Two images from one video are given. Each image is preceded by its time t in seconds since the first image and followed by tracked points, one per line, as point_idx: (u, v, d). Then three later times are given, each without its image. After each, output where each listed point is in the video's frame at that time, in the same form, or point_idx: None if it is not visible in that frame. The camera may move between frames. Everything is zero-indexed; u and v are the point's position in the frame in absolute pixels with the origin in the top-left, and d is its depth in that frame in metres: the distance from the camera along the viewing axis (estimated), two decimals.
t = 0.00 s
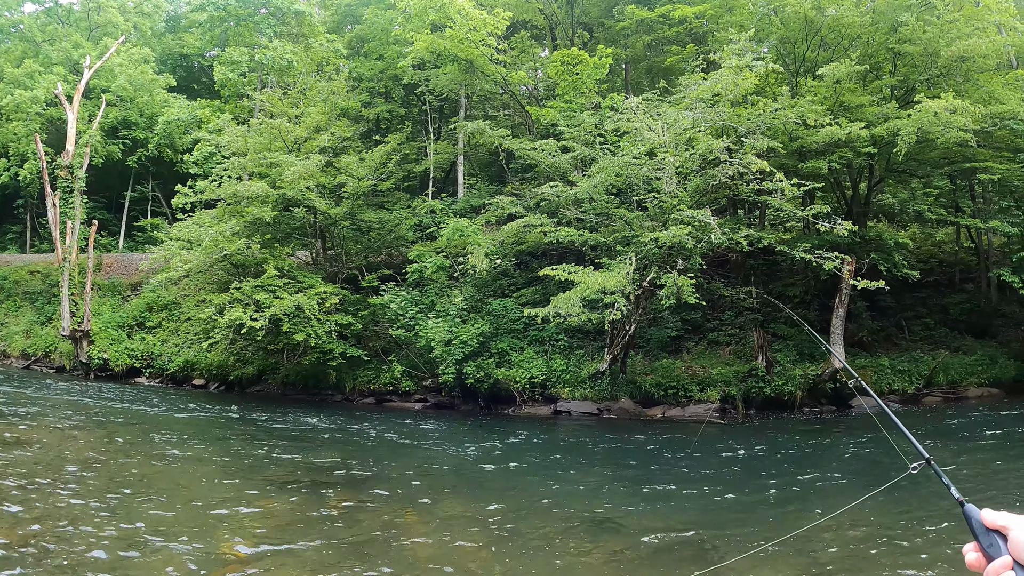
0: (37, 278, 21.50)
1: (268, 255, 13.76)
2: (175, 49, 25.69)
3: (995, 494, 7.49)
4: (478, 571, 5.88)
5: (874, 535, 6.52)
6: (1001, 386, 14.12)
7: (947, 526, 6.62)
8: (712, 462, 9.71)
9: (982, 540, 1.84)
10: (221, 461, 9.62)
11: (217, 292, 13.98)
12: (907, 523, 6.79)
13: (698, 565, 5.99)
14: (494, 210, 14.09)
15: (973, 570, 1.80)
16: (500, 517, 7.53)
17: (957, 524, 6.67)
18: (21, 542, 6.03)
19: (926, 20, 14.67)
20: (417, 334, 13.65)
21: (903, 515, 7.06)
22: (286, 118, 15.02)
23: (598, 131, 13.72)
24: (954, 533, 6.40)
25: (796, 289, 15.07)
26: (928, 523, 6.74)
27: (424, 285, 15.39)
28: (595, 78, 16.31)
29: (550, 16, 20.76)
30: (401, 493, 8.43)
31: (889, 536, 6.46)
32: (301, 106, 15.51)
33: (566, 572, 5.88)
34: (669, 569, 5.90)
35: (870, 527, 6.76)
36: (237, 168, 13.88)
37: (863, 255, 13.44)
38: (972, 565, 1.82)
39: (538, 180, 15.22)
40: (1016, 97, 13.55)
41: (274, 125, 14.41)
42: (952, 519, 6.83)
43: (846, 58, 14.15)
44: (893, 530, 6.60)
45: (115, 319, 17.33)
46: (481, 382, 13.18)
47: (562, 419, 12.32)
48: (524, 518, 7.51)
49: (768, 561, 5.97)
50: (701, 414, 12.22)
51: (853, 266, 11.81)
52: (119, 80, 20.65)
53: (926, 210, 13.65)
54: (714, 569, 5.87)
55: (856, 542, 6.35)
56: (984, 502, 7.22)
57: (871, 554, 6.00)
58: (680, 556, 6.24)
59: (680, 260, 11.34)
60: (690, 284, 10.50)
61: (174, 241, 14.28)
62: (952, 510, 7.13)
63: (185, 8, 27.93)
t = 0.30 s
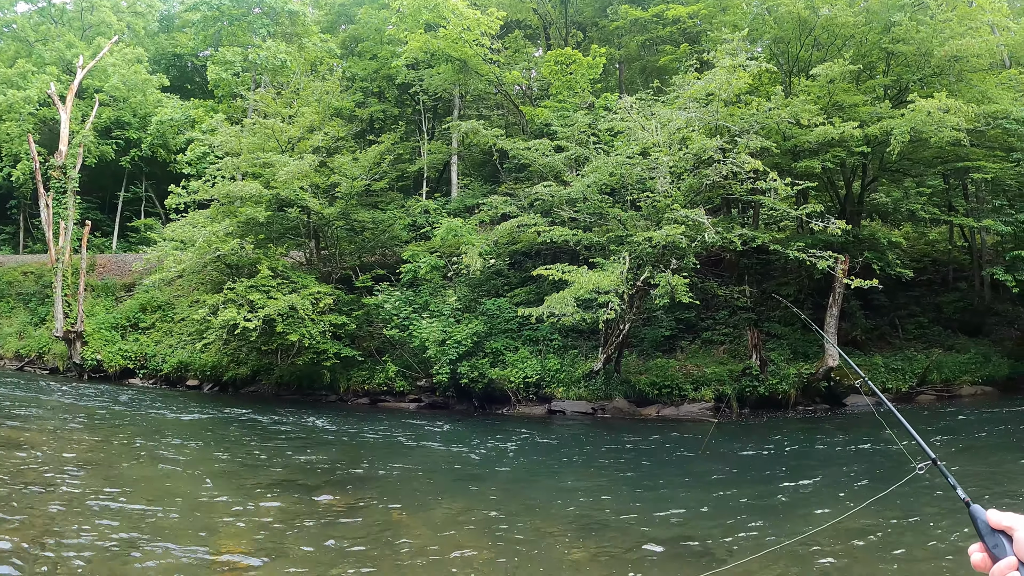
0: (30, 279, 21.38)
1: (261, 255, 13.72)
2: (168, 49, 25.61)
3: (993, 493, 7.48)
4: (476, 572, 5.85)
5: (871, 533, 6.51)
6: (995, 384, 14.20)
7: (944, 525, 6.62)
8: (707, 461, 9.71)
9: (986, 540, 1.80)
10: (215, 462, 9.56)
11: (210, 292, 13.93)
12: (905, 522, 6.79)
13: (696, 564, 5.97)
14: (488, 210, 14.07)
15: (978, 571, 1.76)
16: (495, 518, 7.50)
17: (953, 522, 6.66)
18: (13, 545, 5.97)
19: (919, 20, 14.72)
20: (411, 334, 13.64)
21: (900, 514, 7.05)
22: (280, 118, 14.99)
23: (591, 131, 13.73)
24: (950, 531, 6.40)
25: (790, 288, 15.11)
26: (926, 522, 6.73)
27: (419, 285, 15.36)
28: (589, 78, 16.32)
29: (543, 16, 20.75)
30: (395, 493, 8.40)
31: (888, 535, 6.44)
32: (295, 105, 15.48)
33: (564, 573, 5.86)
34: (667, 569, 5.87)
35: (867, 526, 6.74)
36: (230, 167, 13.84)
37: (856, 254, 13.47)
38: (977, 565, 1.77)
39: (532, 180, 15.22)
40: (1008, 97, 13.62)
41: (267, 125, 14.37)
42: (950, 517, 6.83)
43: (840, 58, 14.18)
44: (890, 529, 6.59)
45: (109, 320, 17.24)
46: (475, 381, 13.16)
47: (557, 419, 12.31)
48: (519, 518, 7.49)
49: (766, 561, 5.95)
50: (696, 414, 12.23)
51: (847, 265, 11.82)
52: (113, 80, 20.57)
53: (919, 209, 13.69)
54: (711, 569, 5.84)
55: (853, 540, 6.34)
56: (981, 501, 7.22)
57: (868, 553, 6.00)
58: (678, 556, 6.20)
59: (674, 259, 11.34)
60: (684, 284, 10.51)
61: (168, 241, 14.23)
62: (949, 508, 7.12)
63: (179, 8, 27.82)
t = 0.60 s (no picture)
0: (16, 281, 21.13)
1: (249, 256, 13.64)
2: (155, 49, 25.41)
3: (980, 490, 7.53)
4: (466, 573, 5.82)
5: (859, 531, 6.53)
6: (982, 381, 14.34)
7: (932, 521, 6.65)
8: (696, 460, 9.71)
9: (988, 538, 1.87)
10: (202, 464, 9.48)
11: (197, 294, 13.82)
12: (893, 519, 6.81)
13: (686, 563, 5.96)
14: (476, 210, 14.02)
15: (979, 568, 1.82)
16: (483, 518, 7.48)
17: (941, 519, 6.70)
18: None
19: (905, 21, 14.80)
20: (400, 334, 13.59)
21: (889, 511, 7.07)
22: (267, 118, 14.91)
23: (579, 131, 13.73)
24: (939, 528, 6.44)
25: (778, 287, 15.17)
26: (914, 519, 6.76)
27: (407, 285, 15.30)
28: (577, 78, 16.33)
29: (532, 16, 20.74)
30: (383, 495, 8.35)
31: (877, 532, 6.46)
32: (283, 105, 15.41)
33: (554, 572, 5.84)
34: (657, 568, 5.87)
35: (856, 523, 6.76)
36: (218, 168, 13.75)
37: (844, 253, 13.53)
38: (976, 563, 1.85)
39: (520, 179, 15.21)
40: (994, 97, 13.73)
41: (255, 125, 14.28)
42: (937, 514, 6.87)
43: (827, 58, 14.24)
44: (878, 527, 6.62)
45: (96, 322, 17.07)
46: (464, 382, 13.12)
47: (546, 419, 12.29)
48: (508, 518, 7.47)
49: (755, 559, 5.96)
50: (685, 413, 12.25)
51: (835, 264, 11.88)
52: (100, 80, 20.40)
53: (907, 209, 13.76)
54: (701, 567, 5.85)
55: (842, 538, 6.37)
56: (968, 499, 7.27)
57: (857, 551, 6.01)
58: (669, 555, 6.20)
59: (662, 258, 11.35)
60: (672, 283, 10.50)
61: (154, 243, 14.10)
62: (936, 505, 7.17)
63: (166, 8, 27.61)
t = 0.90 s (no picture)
0: (10, 282, 21.03)
1: (242, 256, 13.60)
2: (150, 48, 25.32)
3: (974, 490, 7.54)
4: (460, 573, 5.80)
5: (853, 531, 6.53)
6: (976, 380, 14.39)
7: (926, 521, 6.65)
8: (690, 460, 9.73)
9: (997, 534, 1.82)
10: (197, 465, 9.45)
11: (192, 294, 13.79)
12: (887, 519, 6.82)
13: (681, 562, 5.96)
14: (470, 210, 14.01)
15: (987, 566, 1.77)
16: (477, 518, 7.47)
17: (934, 519, 6.70)
18: None
19: (899, 21, 14.83)
20: (394, 335, 13.57)
21: (883, 511, 7.07)
22: (262, 118, 14.88)
23: (574, 131, 13.73)
24: (932, 528, 6.44)
25: (773, 287, 15.19)
26: (908, 519, 6.76)
27: (401, 285, 15.27)
28: (572, 78, 16.33)
29: (526, 16, 20.72)
30: (379, 495, 8.34)
31: (870, 532, 6.48)
32: (277, 105, 15.38)
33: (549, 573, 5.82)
34: (651, 568, 5.86)
35: (849, 523, 6.76)
36: (212, 168, 13.72)
37: (838, 253, 13.56)
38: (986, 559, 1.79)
39: (515, 179, 15.21)
40: (987, 98, 13.77)
41: (249, 125, 14.25)
42: (930, 514, 6.87)
43: (821, 58, 14.27)
44: (872, 527, 6.62)
45: (90, 323, 17.00)
46: (459, 382, 13.11)
47: (540, 419, 12.28)
48: (502, 518, 7.46)
49: (749, 559, 5.95)
50: (679, 412, 12.26)
51: (829, 264, 11.89)
52: (94, 80, 20.35)
53: (901, 209, 13.80)
54: (695, 567, 5.84)
55: (836, 538, 6.37)
56: (962, 498, 7.28)
57: (850, 550, 6.02)
58: (663, 555, 6.19)
59: (656, 258, 11.34)
60: (666, 283, 10.51)
61: (148, 243, 14.03)
62: (930, 505, 7.17)
63: (161, 7, 27.55)
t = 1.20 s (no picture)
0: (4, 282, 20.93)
1: (237, 256, 13.56)
2: (144, 48, 25.23)
3: (966, 489, 7.55)
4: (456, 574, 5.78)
5: (848, 530, 6.52)
6: (970, 379, 14.45)
7: (921, 520, 6.65)
8: (684, 459, 9.74)
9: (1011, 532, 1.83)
10: (192, 465, 9.42)
11: (186, 294, 13.75)
12: (882, 518, 6.82)
13: (676, 563, 5.94)
14: (465, 210, 14.00)
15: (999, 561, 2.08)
16: (473, 517, 7.46)
17: (930, 518, 6.69)
18: None
19: (893, 21, 14.87)
20: (389, 335, 13.54)
21: (876, 510, 7.09)
22: (256, 117, 14.85)
23: (568, 130, 13.73)
24: (927, 527, 6.45)
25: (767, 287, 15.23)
26: (902, 518, 6.76)
27: (396, 285, 15.24)
28: (566, 77, 16.34)
29: (520, 15, 20.70)
30: (375, 495, 8.32)
31: (865, 531, 6.47)
32: (271, 105, 15.37)
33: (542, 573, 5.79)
34: (645, 568, 5.85)
35: (846, 523, 6.75)
36: (206, 168, 13.67)
37: (832, 252, 13.60)
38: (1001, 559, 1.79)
39: (509, 179, 15.21)
40: (981, 97, 13.82)
41: (243, 124, 14.22)
42: (926, 513, 6.87)
43: (815, 58, 14.31)
44: (867, 526, 6.62)
45: (84, 323, 16.92)
46: (454, 381, 13.09)
47: (535, 418, 12.27)
48: (498, 517, 7.45)
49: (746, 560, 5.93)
50: (674, 411, 12.28)
51: (823, 263, 11.91)
52: (87, 79, 20.28)
53: (895, 208, 13.83)
54: (690, 567, 5.83)
55: (831, 537, 6.36)
56: (956, 498, 7.28)
57: (845, 550, 6.02)
58: (658, 554, 6.18)
59: (650, 258, 11.35)
60: (661, 282, 10.53)
61: (142, 243, 13.97)
62: (926, 504, 7.16)
63: (155, 6, 27.47)
